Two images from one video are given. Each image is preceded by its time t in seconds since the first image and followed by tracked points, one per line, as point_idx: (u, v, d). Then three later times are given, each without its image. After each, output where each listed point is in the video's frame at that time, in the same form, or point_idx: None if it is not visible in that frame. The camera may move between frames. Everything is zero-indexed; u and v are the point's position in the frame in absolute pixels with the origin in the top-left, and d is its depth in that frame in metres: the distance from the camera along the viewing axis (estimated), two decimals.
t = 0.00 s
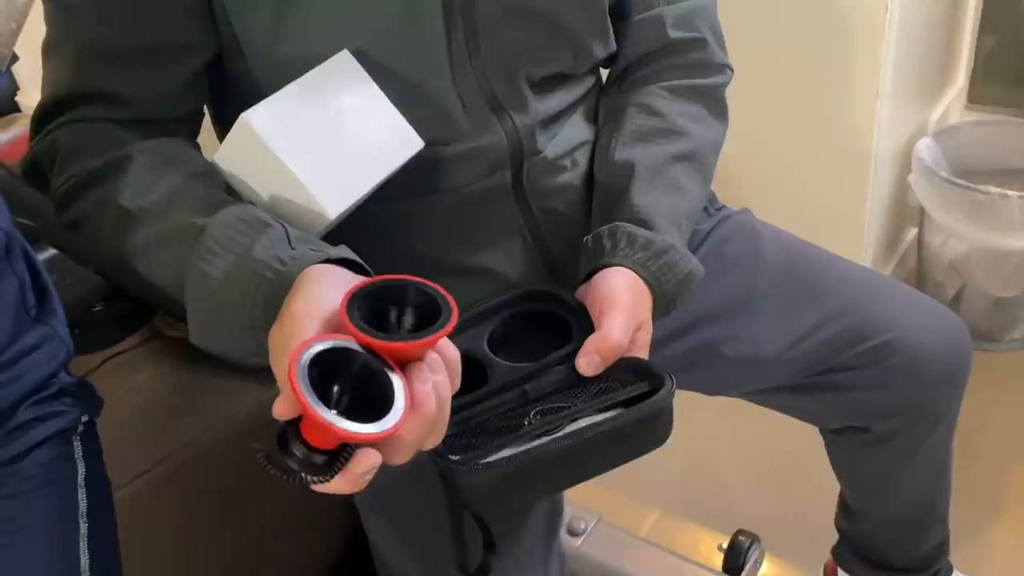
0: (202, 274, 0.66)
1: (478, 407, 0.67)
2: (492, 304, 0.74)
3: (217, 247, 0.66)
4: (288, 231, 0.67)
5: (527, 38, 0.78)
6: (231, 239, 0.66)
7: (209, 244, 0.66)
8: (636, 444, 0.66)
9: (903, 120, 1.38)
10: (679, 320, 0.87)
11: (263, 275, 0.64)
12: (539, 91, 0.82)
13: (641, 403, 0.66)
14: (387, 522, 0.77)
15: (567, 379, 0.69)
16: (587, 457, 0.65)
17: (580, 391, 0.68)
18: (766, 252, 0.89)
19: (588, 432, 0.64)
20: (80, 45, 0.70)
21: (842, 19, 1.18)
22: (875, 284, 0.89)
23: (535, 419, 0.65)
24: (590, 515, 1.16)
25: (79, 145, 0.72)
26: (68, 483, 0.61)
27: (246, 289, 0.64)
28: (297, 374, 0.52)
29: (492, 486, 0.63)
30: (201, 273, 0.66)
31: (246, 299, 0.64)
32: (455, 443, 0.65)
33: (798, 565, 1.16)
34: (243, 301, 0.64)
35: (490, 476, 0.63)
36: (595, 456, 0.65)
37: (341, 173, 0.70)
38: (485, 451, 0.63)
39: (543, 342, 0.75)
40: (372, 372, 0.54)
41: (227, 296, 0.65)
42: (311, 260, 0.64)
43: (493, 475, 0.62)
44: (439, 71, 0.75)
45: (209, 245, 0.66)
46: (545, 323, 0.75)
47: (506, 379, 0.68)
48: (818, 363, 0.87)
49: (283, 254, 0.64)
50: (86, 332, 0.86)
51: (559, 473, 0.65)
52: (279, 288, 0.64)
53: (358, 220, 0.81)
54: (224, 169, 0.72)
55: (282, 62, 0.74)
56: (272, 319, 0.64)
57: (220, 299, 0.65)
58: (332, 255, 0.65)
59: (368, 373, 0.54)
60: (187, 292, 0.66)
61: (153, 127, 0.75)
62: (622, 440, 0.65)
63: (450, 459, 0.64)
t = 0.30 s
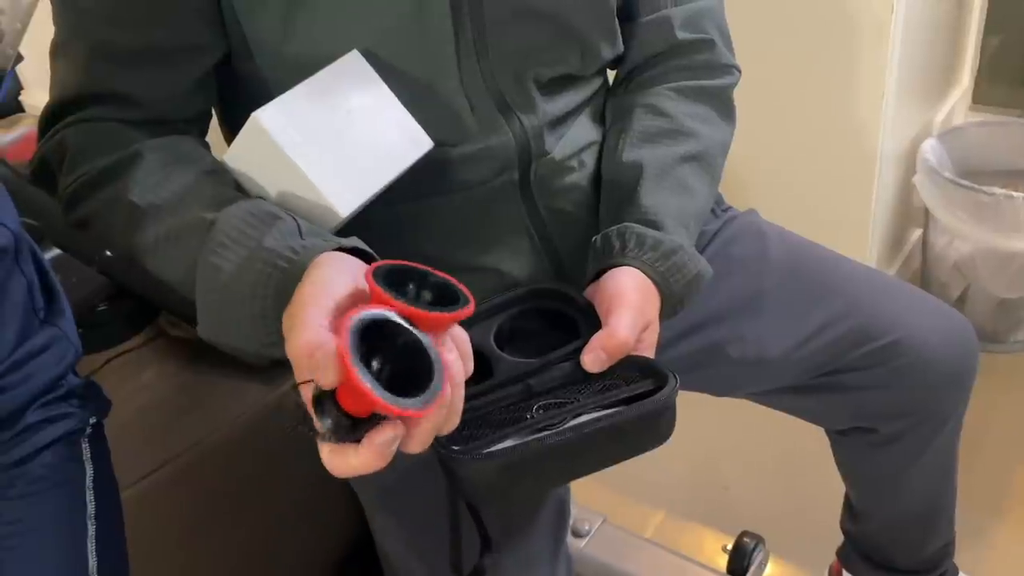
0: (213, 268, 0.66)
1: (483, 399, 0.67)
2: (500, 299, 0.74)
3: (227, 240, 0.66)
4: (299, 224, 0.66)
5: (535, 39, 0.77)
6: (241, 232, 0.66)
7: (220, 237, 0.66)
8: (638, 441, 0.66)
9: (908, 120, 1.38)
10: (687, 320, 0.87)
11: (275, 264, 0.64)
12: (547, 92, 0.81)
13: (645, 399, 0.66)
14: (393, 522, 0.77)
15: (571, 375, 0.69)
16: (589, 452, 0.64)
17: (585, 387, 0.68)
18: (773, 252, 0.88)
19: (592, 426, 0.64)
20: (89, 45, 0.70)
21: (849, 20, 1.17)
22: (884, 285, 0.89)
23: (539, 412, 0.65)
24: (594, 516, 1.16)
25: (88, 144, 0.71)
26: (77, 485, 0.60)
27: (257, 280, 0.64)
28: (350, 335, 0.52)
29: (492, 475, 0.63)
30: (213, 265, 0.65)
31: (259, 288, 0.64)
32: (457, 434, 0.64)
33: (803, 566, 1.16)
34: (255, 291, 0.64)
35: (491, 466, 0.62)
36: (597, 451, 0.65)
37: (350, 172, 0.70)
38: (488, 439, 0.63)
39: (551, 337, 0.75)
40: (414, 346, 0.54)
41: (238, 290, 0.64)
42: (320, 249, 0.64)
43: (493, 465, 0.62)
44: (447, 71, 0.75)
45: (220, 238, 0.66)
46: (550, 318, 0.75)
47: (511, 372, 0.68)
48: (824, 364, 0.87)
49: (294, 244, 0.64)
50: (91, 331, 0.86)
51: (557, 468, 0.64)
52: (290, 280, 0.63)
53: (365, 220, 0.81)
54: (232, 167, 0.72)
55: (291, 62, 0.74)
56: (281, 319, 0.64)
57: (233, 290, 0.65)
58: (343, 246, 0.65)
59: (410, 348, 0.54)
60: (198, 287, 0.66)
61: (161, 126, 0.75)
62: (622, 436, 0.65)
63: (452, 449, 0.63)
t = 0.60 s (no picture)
0: (214, 265, 0.66)
1: (483, 398, 0.66)
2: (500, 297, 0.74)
3: (227, 238, 0.65)
4: (301, 223, 0.66)
5: (537, 37, 0.77)
6: (242, 230, 0.65)
7: (219, 235, 0.65)
8: (638, 442, 0.66)
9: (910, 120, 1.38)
10: (688, 321, 0.86)
11: (277, 265, 0.63)
12: (548, 90, 0.81)
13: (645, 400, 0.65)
14: (392, 522, 0.77)
15: (571, 375, 0.68)
16: (588, 453, 0.64)
17: (584, 387, 0.68)
18: (775, 253, 0.88)
19: (592, 427, 0.63)
20: (88, 42, 0.70)
21: (853, 18, 1.17)
22: (888, 287, 0.88)
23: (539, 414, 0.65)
24: (595, 516, 1.16)
25: (85, 140, 0.71)
26: (74, 485, 0.60)
27: (260, 280, 0.64)
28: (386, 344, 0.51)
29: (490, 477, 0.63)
30: (214, 263, 0.65)
31: (260, 285, 0.64)
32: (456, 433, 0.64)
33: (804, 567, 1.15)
34: (256, 287, 0.64)
35: (489, 466, 0.63)
36: (597, 452, 0.65)
37: (349, 170, 0.70)
38: (487, 440, 0.63)
39: (553, 337, 0.74)
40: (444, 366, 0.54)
41: (239, 290, 0.64)
42: (322, 251, 0.63)
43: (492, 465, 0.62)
44: (448, 69, 0.74)
45: (219, 236, 0.65)
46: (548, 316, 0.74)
47: (510, 371, 0.67)
48: (826, 365, 0.86)
49: (297, 245, 0.64)
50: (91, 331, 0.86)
51: (556, 468, 0.64)
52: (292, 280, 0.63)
53: (365, 219, 0.81)
54: (232, 164, 0.72)
55: (291, 59, 0.74)
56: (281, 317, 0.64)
57: (234, 288, 0.64)
58: (346, 246, 0.65)
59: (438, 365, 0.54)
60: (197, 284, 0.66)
61: (159, 123, 0.74)
62: (622, 437, 0.65)
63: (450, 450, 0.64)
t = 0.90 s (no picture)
0: (219, 271, 0.65)
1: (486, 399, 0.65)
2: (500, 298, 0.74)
3: (230, 244, 0.65)
4: (305, 229, 0.66)
5: (535, 38, 0.77)
6: (246, 236, 0.65)
7: (223, 240, 0.65)
8: (642, 442, 0.66)
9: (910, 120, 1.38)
10: (687, 324, 0.86)
11: (285, 275, 0.63)
12: (546, 93, 0.81)
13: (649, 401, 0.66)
14: (389, 525, 0.77)
15: (572, 375, 0.68)
16: (595, 454, 0.64)
17: (586, 387, 0.68)
18: (775, 254, 0.88)
19: (599, 431, 0.64)
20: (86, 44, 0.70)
21: (853, 19, 1.17)
22: (888, 290, 0.88)
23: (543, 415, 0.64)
24: (594, 518, 1.16)
25: (83, 141, 0.71)
26: (69, 488, 0.60)
27: (267, 289, 0.63)
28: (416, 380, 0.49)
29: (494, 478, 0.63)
30: (220, 269, 0.65)
31: (266, 292, 0.63)
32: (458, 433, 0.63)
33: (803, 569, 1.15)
34: (260, 294, 0.63)
35: (492, 468, 0.62)
36: (603, 453, 0.65)
37: (349, 174, 0.69)
38: (490, 441, 0.62)
39: (552, 339, 0.74)
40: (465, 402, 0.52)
41: (244, 298, 0.64)
42: (332, 262, 0.63)
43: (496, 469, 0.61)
44: (446, 70, 0.74)
45: (223, 241, 0.65)
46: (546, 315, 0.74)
47: (509, 373, 0.67)
48: (826, 367, 0.86)
49: (305, 254, 0.63)
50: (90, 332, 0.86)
51: (559, 470, 0.64)
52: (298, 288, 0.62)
53: (363, 220, 0.81)
54: (231, 167, 0.71)
55: (289, 60, 0.74)
56: (285, 323, 0.63)
57: (239, 296, 0.64)
58: (353, 256, 0.64)
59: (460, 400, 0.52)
60: (200, 289, 0.66)
61: (158, 125, 0.74)
62: (625, 438, 0.65)
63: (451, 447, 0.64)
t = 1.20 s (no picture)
0: (225, 271, 0.65)
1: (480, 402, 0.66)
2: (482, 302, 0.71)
3: (237, 243, 0.65)
4: (311, 229, 0.66)
5: (532, 38, 0.77)
6: (253, 235, 0.65)
7: (229, 239, 0.65)
8: (643, 421, 0.65)
9: (909, 120, 1.37)
10: (685, 323, 0.86)
11: (294, 274, 0.63)
12: (544, 93, 0.81)
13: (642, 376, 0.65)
14: (387, 525, 0.77)
15: (567, 367, 0.69)
16: (597, 440, 0.64)
17: (585, 376, 0.68)
18: (773, 253, 0.88)
19: (594, 415, 0.63)
20: (83, 44, 0.70)
21: (852, 19, 1.17)
22: (887, 289, 0.88)
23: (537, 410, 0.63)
24: (593, 517, 1.16)
25: (83, 141, 0.71)
26: (67, 488, 0.60)
27: (276, 288, 0.63)
28: (421, 371, 0.50)
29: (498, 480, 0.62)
30: (227, 269, 0.65)
31: (273, 291, 0.63)
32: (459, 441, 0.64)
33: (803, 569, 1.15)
34: (267, 294, 0.63)
35: (493, 470, 0.62)
36: (604, 438, 0.64)
37: (346, 172, 0.69)
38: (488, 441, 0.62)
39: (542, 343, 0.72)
40: (471, 407, 0.52)
41: (252, 298, 0.64)
42: (340, 260, 0.63)
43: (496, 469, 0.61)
44: (444, 71, 0.74)
45: (229, 240, 0.65)
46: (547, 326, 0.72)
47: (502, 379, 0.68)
48: (824, 367, 0.86)
49: (313, 254, 0.63)
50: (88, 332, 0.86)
51: (564, 460, 0.63)
52: (307, 288, 0.62)
53: (361, 220, 0.81)
54: (230, 164, 0.71)
55: (287, 60, 0.74)
56: (293, 322, 0.63)
57: (247, 295, 0.64)
58: (360, 254, 0.64)
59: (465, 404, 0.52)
60: (206, 289, 0.66)
61: (158, 124, 0.74)
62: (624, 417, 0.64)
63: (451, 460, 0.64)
